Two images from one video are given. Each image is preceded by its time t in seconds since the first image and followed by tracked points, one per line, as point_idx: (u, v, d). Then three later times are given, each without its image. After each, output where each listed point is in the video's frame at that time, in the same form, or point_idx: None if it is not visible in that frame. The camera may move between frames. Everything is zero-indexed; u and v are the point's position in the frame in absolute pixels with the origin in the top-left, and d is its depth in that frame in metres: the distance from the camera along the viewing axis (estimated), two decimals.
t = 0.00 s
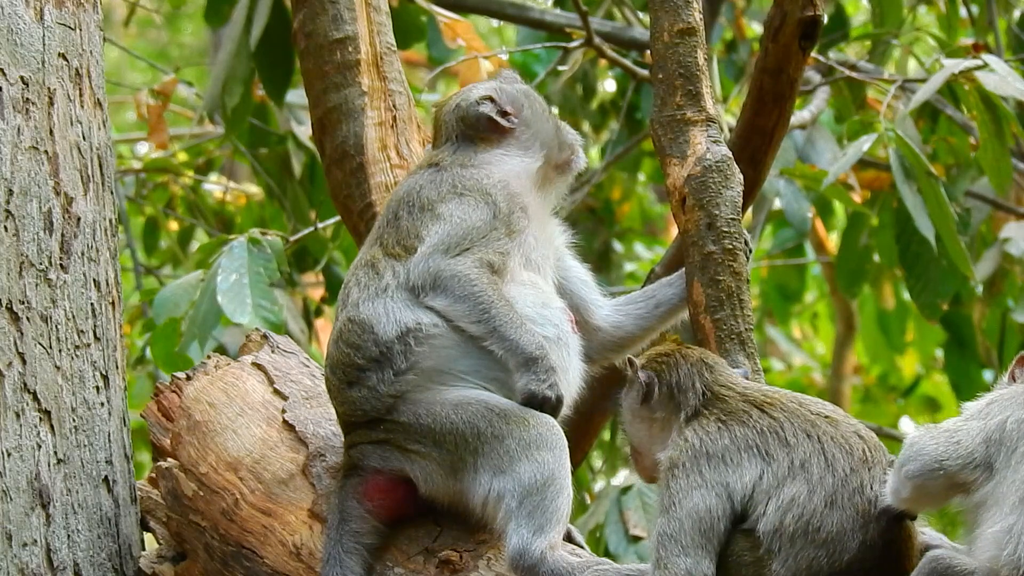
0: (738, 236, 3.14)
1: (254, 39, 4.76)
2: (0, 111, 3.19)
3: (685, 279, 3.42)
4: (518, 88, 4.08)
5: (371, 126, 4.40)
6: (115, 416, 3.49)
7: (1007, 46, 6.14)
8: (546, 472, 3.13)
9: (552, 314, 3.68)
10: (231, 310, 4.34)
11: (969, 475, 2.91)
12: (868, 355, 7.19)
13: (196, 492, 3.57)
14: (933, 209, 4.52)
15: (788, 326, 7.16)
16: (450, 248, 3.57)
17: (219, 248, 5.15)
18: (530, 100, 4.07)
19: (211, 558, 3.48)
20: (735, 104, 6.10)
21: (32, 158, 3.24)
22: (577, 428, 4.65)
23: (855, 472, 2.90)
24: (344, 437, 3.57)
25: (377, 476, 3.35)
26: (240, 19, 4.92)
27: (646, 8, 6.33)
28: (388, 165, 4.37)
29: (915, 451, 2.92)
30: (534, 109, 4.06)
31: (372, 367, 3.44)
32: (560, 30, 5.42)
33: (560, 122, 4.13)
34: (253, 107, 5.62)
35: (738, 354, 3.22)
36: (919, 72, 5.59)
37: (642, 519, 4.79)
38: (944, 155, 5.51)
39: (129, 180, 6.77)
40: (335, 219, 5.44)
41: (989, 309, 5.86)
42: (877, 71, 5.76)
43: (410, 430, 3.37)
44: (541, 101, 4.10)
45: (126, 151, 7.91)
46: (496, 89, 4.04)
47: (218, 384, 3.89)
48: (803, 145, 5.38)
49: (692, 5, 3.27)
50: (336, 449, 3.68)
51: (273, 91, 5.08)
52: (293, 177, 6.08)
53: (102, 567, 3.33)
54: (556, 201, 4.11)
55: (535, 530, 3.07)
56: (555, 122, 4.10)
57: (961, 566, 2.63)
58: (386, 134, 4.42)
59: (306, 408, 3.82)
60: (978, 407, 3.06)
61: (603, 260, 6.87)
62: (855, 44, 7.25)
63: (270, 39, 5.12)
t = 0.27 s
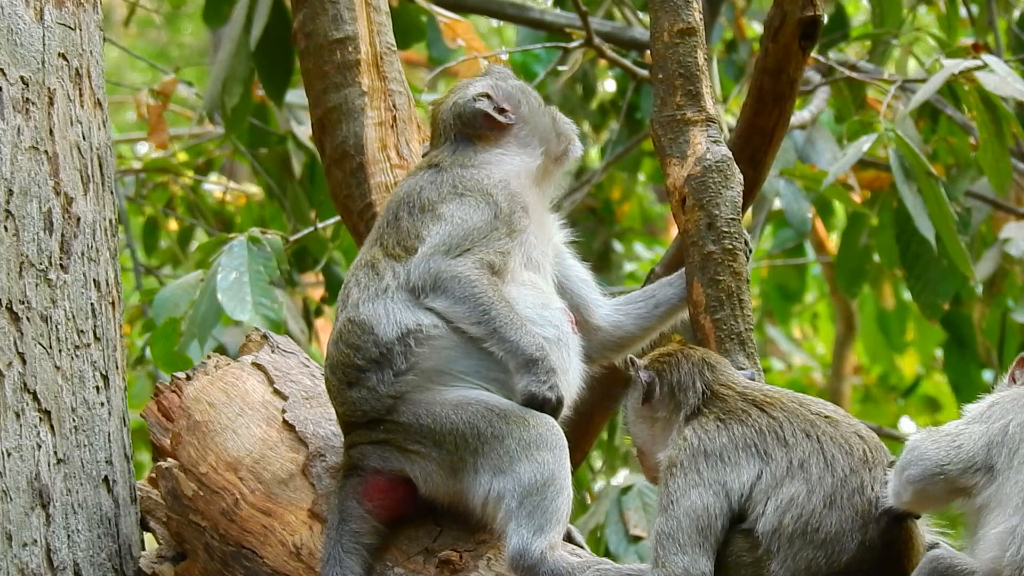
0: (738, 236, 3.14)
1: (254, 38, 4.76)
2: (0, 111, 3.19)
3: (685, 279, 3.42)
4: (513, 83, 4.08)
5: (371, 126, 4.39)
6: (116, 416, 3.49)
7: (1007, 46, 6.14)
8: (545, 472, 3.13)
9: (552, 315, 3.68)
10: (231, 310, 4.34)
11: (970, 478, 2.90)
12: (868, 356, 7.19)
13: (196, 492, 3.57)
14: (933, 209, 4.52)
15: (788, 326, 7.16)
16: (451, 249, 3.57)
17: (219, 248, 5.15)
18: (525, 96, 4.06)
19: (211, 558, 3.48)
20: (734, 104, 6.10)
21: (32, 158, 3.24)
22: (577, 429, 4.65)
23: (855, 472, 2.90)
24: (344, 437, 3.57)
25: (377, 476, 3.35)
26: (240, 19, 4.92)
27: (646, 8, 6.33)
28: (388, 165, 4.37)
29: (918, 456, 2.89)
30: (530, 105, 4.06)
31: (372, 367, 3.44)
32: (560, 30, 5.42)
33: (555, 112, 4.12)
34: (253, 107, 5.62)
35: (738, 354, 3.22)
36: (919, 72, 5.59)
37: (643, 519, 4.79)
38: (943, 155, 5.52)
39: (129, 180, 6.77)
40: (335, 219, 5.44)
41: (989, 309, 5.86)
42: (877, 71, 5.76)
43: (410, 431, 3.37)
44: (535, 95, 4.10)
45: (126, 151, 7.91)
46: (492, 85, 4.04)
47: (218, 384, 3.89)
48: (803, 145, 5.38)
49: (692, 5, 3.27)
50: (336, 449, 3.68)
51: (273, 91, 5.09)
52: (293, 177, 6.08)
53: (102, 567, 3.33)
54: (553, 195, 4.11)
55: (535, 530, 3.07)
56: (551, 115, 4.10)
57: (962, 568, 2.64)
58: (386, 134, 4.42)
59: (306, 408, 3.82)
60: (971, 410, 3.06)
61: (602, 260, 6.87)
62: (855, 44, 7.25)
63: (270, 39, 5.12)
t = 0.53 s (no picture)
0: (738, 236, 3.14)
1: (254, 38, 4.76)
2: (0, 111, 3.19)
3: (686, 279, 3.42)
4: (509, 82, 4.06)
5: (371, 126, 4.39)
6: (115, 416, 3.49)
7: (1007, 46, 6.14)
8: (546, 472, 3.13)
9: (552, 315, 3.68)
10: (231, 310, 4.34)
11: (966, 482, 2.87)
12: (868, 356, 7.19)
13: (196, 492, 3.57)
14: (933, 209, 4.52)
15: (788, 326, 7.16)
16: (451, 249, 3.57)
17: (219, 248, 5.15)
18: (522, 94, 4.05)
19: (211, 558, 3.48)
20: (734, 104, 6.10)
21: (32, 158, 3.24)
22: (577, 428, 4.65)
23: (855, 473, 2.90)
24: (344, 437, 3.57)
25: (377, 476, 3.35)
26: (240, 19, 4.92)
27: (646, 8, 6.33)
28: (388, 165, 4.37)
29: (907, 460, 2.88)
30: (528, 104, 4.05)
31: (372, 368, 3.44)
32: (560, 30, 5.42)
33: (552, 107, 4.11)
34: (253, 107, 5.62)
35: (738, 354, 3.22)
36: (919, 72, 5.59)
37: (643, 519, 4.79)
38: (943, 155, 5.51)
39: (129, 180, 6.78)
40: (335, 219, 5.44)
41: (989, 309, 5.86)
42: (877, 71, 5.76)
43: (410, 430, 3.37)
44: (532, 93, 4.09)
45: (126, 151, 7.91)
46: (488, 85, 4.02)
47: (218, 384, 3.89)
48: (804, 145, 5.38)
49: (692, 5, 3.27)
50: (336, 449, 3.68)
51: (273, 92, 5.09)
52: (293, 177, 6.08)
53: (102, 567, 3.33)
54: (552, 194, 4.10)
55: (535, 530, 3.07)
56: (549, 111, 4.09)
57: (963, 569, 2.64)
58: (386, 133, 4.42)
59: (306, 408, 3.82)
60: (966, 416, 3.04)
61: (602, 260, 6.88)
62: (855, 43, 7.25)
63: (270, 39, 5.12)
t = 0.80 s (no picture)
0: (738, 236, 3.14)
1: (254, 38, 4.76)
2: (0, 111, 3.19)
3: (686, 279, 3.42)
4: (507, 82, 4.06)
5: (371, 126, 4.40)
6: (115, 416, 3.49)
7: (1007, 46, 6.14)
8: (546, 472, 3.13)
9: (552, 315, 3.68)
10: (231, 310, 4.34)
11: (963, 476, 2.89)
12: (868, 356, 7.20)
13: (196, 492, 3.57)
14: (933, 210, 4.51)
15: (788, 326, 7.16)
16: (452, 250, 3.58)
17: (219, 248, 5.15)
18: (520, 94, 4.04)
19: (211, 558, 3.48)
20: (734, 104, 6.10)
21: (32, 158, 3.24)
22: (577, 428, 4.65)
23: (854, 475, 2.89)
24: (344, 437, 3.57)
25: (377, 476, 3.35)
26: (240, 19, 4.92)
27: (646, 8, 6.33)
28: (388, 165, 4.37)
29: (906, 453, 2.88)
30: (526, 103, 4.04)
31: (372, 368, 3.44)
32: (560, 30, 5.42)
33: (551, 104, 4.09)
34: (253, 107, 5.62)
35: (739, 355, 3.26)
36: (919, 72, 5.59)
37: (643, 519, 4.79)
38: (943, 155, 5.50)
39: (129, 180, 6.78)
40: (335, 219, 5.44)
41: (989, 309, 5.86)
42: (877, 71, 5.76)
43: (410, 430, 3.37)
44: (530, 91, 4.07)
45: (126, 151, 7.91)
46: (486, 86, 4.02)
47: (218, 384, 3.89)
48: (804, 145, 5.38)
49: (692, 5, 3.27)
50: (336, 449, 3.68)
51: (273, 92, 5.09)
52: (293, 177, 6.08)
53: (102, 567, 3.33)
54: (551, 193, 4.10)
55: (535, 530, 3.07)
56: (548, 108, 4.08)
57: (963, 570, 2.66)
58: (386, 133, 4.42)
59: (306, 408, 3.82)
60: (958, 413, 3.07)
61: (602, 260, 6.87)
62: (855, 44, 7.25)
63: (270, 39, 5.12)
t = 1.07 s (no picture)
0: (738, 236, 3.14)
1: (254, 38, 4.76)
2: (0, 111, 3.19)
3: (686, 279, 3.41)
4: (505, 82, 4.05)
5: (371, 126, 4.40)
6: (116, 416, 3.49)
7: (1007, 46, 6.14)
8: (546, 472, 3.13)
9: (552, 315, 3.68)
10: (231, 310, 4.34)
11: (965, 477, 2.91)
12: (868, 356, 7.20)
13: (196, 492, 3.57)
14: (933, 210, 4.51)
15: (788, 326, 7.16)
16: (451, 250, 3.58)
17: (219, 248, 5.15)
18: (518, 94, 4.03)
19: (211, 559, 3.48)
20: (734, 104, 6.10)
21: (32, 158, 3.24)
22: (577, 428, 4.65)
23: (854, 477, 2.86)
24: (344, 437, 3.57)
25: (377, 476, 3.35)
26: (240, 19, 4.92)
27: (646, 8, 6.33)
28: (388, 165, 4.37)
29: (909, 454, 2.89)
30: (524, 103, 4.03)
31: (372, 367, 3.44)
32: (560, 30, 5.42)
33: (549, 102, 4.07)
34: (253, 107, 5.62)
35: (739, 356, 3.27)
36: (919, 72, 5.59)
37: (643, 518, 4.77)
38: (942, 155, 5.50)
39: (129, 180, 6.78)
40: (335, 219, 5.44)
41: (989, 309, 5.86)
42: (877, 71, 5.76)
43: (410, 430, 3.37)
44: (528, 90, 4.06)
45: (126, 152, 7.91)
46: (484, 87, 4.01)
47: (218, 384, 3.89)
48: (804, 145, 5.38)
49: (692, 5, 3.27)
50: (336, 449, 3.68)
51: (273, 92, 5.08)
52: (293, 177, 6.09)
53: (102, 567, 3.33)
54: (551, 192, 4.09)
55: (535, 530, 3.07)
56: (546, 106, 4.06)
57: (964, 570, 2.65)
58: (386, 134, 4.42)
59: (306, 408, 3.82)
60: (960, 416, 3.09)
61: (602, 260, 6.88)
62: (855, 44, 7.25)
63: (270, 39, 5.12)
